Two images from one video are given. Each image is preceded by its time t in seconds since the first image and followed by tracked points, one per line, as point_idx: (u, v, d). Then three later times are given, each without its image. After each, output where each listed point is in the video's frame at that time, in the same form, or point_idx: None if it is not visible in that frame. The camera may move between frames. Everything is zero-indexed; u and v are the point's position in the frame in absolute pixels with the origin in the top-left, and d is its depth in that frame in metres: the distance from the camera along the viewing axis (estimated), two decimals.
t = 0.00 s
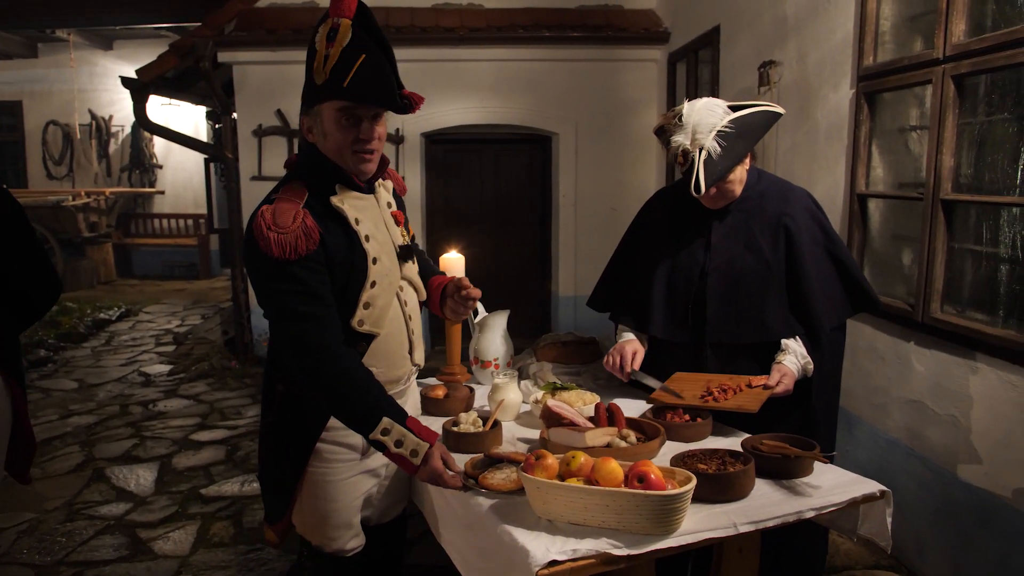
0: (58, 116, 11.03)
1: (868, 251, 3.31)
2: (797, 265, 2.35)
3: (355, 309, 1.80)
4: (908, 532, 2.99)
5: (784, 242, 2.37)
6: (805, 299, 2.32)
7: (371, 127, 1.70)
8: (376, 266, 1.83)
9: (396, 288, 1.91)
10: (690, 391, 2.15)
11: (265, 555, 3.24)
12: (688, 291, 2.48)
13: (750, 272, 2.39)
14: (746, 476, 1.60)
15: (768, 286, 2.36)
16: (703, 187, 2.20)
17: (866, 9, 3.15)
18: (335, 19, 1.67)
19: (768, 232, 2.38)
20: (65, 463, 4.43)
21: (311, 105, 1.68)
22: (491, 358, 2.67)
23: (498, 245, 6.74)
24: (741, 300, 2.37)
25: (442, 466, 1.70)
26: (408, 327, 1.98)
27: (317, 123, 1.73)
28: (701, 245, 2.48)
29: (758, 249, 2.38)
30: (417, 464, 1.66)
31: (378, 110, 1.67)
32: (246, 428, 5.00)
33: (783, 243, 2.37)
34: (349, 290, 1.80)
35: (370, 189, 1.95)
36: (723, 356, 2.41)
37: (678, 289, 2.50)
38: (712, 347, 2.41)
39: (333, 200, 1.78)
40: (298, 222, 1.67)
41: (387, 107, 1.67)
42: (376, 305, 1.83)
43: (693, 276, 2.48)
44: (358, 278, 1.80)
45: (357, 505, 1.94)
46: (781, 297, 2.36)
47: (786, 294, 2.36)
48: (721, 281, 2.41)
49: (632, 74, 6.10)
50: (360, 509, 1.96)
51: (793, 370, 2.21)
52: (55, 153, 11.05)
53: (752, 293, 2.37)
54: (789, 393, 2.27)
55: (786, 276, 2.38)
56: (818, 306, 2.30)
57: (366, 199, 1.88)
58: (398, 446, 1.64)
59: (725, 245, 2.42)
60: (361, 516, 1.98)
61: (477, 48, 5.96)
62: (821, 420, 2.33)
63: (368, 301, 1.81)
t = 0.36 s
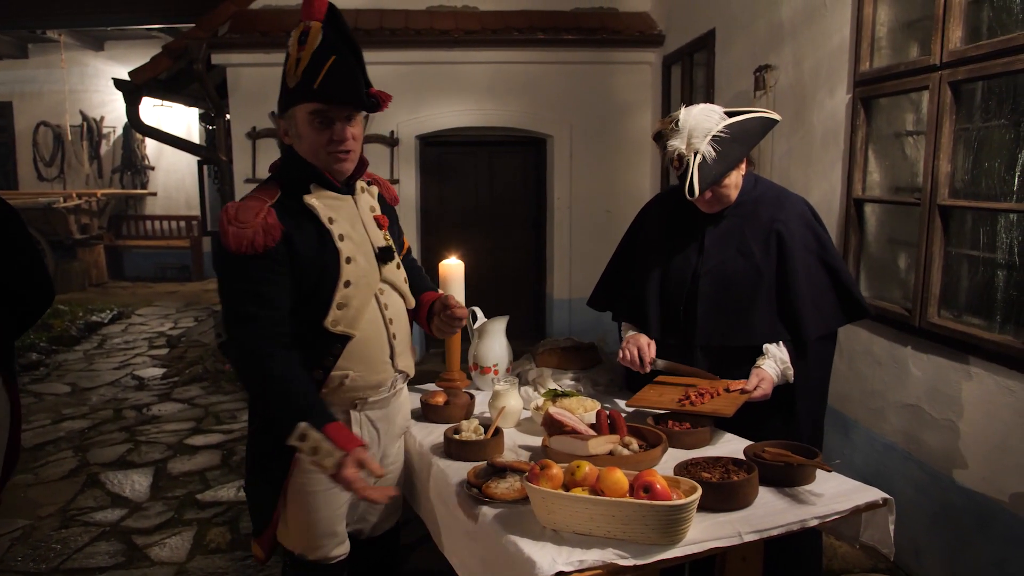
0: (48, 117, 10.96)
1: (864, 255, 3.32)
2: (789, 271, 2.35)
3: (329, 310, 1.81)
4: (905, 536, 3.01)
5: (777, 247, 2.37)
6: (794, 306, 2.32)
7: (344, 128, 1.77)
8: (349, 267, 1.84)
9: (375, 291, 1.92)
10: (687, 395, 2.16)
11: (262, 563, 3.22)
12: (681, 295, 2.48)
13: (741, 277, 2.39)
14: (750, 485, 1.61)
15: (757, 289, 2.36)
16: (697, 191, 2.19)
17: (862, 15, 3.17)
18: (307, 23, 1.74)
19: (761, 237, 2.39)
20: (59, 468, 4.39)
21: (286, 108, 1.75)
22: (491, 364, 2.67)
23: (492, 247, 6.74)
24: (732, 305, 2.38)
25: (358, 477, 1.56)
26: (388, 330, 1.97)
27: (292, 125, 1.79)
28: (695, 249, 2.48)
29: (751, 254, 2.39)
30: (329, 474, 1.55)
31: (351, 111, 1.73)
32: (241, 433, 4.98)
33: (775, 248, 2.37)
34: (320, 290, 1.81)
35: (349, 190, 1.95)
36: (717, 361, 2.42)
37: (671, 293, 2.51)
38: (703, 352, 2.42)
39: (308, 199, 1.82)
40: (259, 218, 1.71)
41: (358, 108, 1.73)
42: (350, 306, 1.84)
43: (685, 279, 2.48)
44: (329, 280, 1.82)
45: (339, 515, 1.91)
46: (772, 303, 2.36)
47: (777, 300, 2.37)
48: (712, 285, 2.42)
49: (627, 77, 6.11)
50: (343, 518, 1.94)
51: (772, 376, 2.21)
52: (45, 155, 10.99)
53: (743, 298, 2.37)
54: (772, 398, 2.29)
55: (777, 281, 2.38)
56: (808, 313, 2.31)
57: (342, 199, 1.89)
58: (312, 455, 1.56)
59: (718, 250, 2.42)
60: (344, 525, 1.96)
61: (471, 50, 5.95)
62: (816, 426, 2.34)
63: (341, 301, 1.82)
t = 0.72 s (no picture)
0: (45, 118, 10.96)
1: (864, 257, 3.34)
2: (790, 274, 2.37)
3: (292, 312, 1.82)
4: (906, 536, 3.02)
5: (778, 250, 2.39)
6: (795, 309, 2.34)
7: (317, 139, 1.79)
8: (310, 267, 1.84)
9: (342, 291, 1.90)
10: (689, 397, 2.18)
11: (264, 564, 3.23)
12: (683, 298, 2.49)
13: (742, 280, 2.41)
14: (756, 488, 1.62)
15: (759, 290, 2.38)
16: (699, 193, 2.21)
17: (863, 18, 3.19)
18: (279, 29, 1.75)
19: (763, 239, 2.40)
20: (60, 470, 4.40)
21: (256, 115, 1.75)
22: (495, 366, 2.69)
23: (491, 248, 6.75)
24: (733, 307, 2.39)
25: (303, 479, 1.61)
26: (359, 333, 1.93)
27: (262, 131, 1.80)
28: (696, 251, 2.49)
29: (752, 256, 2.40)
30: (276, 479, 1.61)
31: (325, 122, 1.76)
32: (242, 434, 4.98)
33: (777, 251, 2.39)
34: (280, 293, 1.82)
35: (315, 195, 1.96)
36: (718, 363, 2.44)
37: (673, 295, 2.52)
38: (705, 354, 2.44)
39: (264, 204, 1.83)
40: (210, 224, 1.73)
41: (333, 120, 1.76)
42: (314, 306, 1.83)
43: (688, 281, 2.49)
44: (287, 282, 1.82)
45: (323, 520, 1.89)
46: (773, 306, 2.38)
47: (778, 302, 2.38)
48: (714, 287, 2.43)
49: (626, 79, 6.13)
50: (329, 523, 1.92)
51: (773, 378, 2.22)
52: (43, 156, 10.99)
53: (744, 300, 2.39)
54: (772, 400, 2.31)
55: (779, 284, 2.39)
56: (809, 316, 2.32)
57: (303, 200, 1.90)
58: (260, 460, 1.62)
59: (719, 253, 2.44)
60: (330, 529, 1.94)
61: (471, 52, 5.96)
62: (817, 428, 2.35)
63: (304, 303, 1.82)
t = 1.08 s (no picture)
0: (48, 119, 10.99)
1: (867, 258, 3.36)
2: (798, 276, 2.39)
3: (297, 319, 1.85)
4: (909, 534, 3.04)
5: (787, 252, 2.42)
6: (804, 310, 2.36)
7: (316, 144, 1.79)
8: (315, 275, 1.86)
9: (344, 296, 1.94)
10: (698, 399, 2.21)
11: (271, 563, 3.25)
12: (692, 301, 2.51)
13: (751, 282, 2.43)
14: (762, 485, 1.65)
15: (768, 293, 2.40)
16: (709, 195, 2.23)
17: (866, 21, 3.22)
18: (285, 32, 1.75)
19: (771, 242, 2.43)
20: (66, 470, 4.42)
21: (257, 119, 1.76)
22: (501, 366, 2.71)
23: (493, 249, 6.77)
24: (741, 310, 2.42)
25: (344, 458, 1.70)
26: (360, 336, 1.97)
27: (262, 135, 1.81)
28: (705, 255, 2.52)
29: (760, 258, 2.43)
30: (317, 464, 1.68)
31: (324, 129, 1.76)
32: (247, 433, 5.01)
33: (785, 253, 2.42)
34: (287, 299, 1.84)
35: (315, 200, 1.97)
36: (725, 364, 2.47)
37: (681, 298, 2.54)
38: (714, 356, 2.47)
39: (268, 212, 1.85)
40: (217, 232, 1.74)
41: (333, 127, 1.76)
42: (319, 313, 1.86)
43: (697, 285, 2.51)
44: (294, 287, 1.84)
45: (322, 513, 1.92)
46: (783, 308, 2.39)
47: (787, 303, 2.40)
48: (722, 290, 2.46)
49: (628, 80, 6.16)
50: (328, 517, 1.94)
51: (784, 380, 2.25)
52: (46, 156, 11.04)
53: (753, 302, 2.41)
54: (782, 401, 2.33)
55: (787, 286, 2.42)
56: (817, 317, 2.35)
57: (303, 207, 1.92)
58: (297, 449, 1.69)
59: (727, 256, 2.47)
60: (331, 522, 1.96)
61: (473, 54, 5.98)
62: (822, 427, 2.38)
63: (309, 310, 1.85)
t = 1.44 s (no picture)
0: (51, 119, 11.04)
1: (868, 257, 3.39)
2: (800, 276, 2.42)
3: (298, 309, 1.88)
4: (908, 531, 3.07)
5: (788, 252, 2.45)
6: (806, 309, 2.39)
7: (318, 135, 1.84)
8: (318, 269, 1.90)
9: (346, 293, 1.95)
10: (700, 395, 2.23)
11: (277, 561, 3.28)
12: (695, 301, 2.55)
13: (752, 282, 2.46)
14: (763, 480, 1.67)
15: (769, 292, 2.43)
16: (710, 196, 2.26)
17: (866, 22, 3.24)
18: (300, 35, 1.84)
19: (772, 242, 2.46)
20: (72, 468, 4.45)
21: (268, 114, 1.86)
22: (506, 364, 2.74)
23: (496, 249, 6.80)
24: (742, 309, 2.45)
25: (308, 448, 1.70)
26: (359, 333, 1.98)
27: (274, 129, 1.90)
28: (707, 255, 2.55)
29: (762, 258, 2.45)
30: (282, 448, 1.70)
31: (322, 120, 1.81)
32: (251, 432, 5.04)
33: (787, 253, 2.45)
34: (289, 291, 1.88)
35: (329, 198, 2.00)
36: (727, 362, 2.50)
37: (683, 297, 2.58)
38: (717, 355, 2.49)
39: (280, 205, 1.89)
40: (229, 220, 1.80)
41: (330, 118, 1.80)
42: (319, 305, 1.89)
43: (700, 284, 2.54)
44: (295, 280, 1.88)
45: (328, 504, 1.95)
46: (784, 307, 2.42)
47: (788, 303, 2.43)
48: (724, 289, 2.48)
49: (630, 81, 6.19)
50: (335, 508, 1.98)
51: (786, 377, 2.28)
52: (49, 156, 11.09)
53: (755, 301, 2.44)
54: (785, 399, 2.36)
55: (789, 286, 2.45)
56: (819, 316, 2.38)
57: (316, 204, 1.95)
58: (266, 432, 1.70)
59: (729, 256, 2.49)
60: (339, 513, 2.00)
61: (475, 55, 6.01)
62: (823, 424, 2.40)
63: (309, 302, 1.88)
